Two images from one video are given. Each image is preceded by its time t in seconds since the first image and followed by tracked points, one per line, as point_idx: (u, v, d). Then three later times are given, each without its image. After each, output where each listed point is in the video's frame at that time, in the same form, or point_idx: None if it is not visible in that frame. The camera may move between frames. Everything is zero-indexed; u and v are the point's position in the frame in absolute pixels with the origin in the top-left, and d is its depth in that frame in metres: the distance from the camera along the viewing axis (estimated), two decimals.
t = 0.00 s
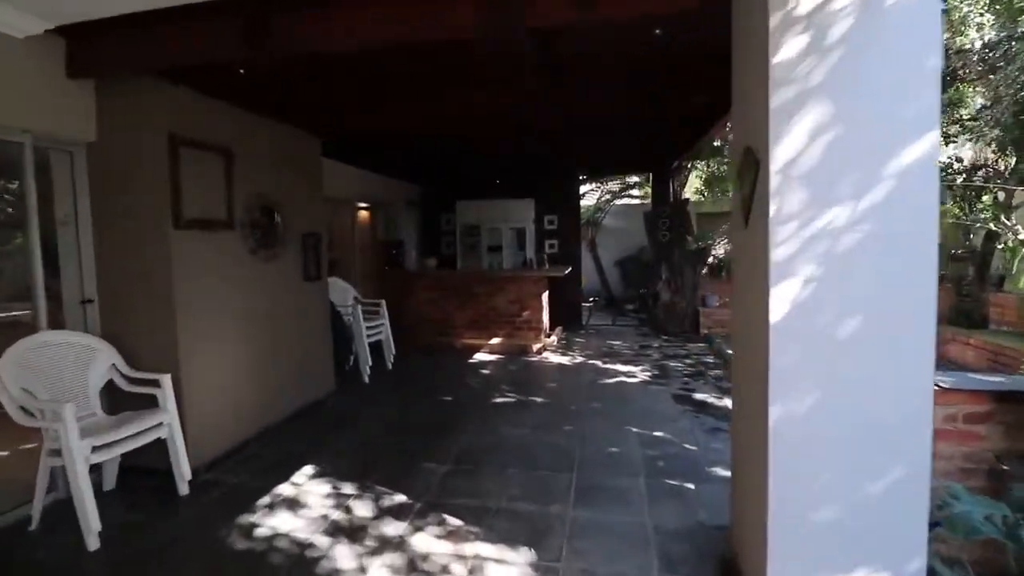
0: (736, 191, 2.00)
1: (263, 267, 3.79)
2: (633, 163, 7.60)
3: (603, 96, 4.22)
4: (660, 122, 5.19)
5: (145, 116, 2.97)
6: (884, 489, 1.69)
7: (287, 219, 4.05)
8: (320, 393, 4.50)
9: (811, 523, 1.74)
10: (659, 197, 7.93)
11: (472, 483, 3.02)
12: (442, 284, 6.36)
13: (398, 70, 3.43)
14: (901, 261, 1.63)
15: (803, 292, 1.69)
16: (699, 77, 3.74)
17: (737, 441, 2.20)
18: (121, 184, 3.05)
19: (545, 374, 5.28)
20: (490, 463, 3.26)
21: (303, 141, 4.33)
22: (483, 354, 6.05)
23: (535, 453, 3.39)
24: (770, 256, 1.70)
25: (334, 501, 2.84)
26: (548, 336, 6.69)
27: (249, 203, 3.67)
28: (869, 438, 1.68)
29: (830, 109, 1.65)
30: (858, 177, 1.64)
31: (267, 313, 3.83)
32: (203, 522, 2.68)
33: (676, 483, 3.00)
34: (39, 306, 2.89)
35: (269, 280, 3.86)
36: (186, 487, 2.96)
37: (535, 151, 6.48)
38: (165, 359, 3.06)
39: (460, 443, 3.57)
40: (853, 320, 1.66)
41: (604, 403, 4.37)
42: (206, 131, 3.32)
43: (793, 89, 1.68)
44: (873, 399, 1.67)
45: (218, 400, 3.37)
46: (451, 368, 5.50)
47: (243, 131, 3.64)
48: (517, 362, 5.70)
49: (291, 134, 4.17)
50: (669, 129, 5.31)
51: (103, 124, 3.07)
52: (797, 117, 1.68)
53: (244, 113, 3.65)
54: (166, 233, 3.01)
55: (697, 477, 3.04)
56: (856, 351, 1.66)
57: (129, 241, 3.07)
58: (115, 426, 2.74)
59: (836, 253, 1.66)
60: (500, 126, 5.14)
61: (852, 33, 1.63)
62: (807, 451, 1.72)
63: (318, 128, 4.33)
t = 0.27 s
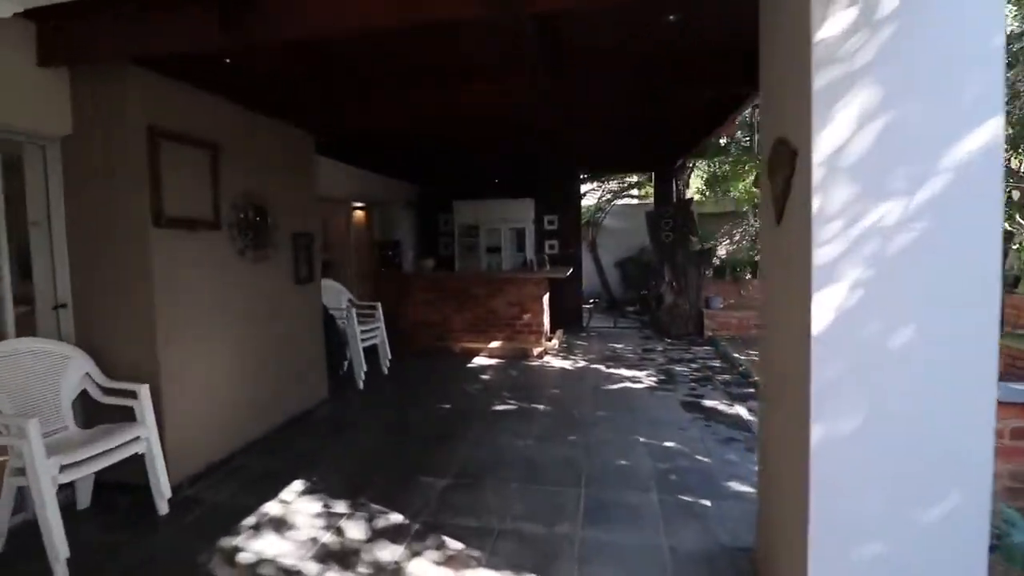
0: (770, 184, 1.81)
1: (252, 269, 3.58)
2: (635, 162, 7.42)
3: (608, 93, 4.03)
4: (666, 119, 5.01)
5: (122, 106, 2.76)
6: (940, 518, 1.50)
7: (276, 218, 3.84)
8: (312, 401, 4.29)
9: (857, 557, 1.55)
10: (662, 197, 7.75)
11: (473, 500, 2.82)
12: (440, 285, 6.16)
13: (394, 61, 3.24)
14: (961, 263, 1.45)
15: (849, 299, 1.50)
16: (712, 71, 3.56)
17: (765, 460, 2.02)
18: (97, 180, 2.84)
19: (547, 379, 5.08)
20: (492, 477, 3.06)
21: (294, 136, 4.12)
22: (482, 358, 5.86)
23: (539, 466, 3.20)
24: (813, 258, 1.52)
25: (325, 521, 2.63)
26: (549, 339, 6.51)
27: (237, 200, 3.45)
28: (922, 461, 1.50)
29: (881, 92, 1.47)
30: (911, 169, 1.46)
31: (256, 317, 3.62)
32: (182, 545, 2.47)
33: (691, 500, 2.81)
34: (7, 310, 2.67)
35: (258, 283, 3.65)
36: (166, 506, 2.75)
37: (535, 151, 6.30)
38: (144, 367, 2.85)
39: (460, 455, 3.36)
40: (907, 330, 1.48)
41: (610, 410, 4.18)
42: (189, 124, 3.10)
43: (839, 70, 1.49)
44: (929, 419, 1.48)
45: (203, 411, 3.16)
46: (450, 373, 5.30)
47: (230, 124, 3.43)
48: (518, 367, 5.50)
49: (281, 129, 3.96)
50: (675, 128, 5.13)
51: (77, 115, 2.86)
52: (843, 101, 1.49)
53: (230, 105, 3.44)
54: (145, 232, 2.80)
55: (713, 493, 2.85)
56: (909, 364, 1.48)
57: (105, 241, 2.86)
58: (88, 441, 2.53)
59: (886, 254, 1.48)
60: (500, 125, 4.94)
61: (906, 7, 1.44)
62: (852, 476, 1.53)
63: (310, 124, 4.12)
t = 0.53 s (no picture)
0: (810, 182, 1.62)
1: (236, 273, 3.36)
2: (636, 162, 7.25)
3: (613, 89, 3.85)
4: (670, 117, 4.84)
5: (90, 96, 2.53)
6: (1010, 557, 1.33)
7: (263, 219, 3.62)
8: (302, 412, 4.06)
9: None
10: (662, 197, 7.58)
11: (473, 522, 2.61)
12: (436, 288, 5.94)
13: (388, 51, 3.03)
14: None
15: (911, 311, 1.31)
16: (723, 64, 3.38)
17: (800, 488, 1.82)
18: (62, 177, 2.61)
19: (549, 386, 4.89)
20: (493, 496, 2.86)
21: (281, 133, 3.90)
22: (480, 363, 5.65)
23: (543, 483, 3.00)
24: (869, 264, 1.32)
25: (313, 549, 2.42)
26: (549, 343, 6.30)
27: (218, 200, 3.23)
28: (990, 494, 1.32)
29: (944, 75, 1.29)
30: (979, 163, 1.29)
31: (239, 325, 3.40)
32: None
33: (708, 521, 2.62)
34: None
35: (242, 288, 3.42)
36: (140, 532, 2.52)
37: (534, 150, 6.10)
38: (115, 381, 2.62)
39: (459, 471, 3.16)
40: (975, 345, 1.30)
41: (616, 420, 3.99)
42: (165, 118, 2.87)
43: (899, 49, 1.30)
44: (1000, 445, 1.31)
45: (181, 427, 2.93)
46: (447, 380, 5.09)
47: (210, 119, 3.20)
48: (517, 373, 5.30)
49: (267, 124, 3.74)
50: (680, 126, 4.96)
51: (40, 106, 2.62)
52: (903, 85, 1.30)
53: (211, 98, 3.21)
54: (116, 235, 2.57)
55: (731, 513, 2.67)
56: (978, 384, 1.30)
57: (72, 243, 2.63)
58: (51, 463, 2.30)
59: (951, 260, 1.30)
60: (499, 123, 4.74)
61: None
62: (911, 513, 1.34)
63: (298, 118, 3.90)
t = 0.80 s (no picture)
0: (855, 173, 1.45)
1: (223, 275, 3.18)
2: (637, 161, 7.08)
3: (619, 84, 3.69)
4: (675, 115, 4.68)
5: (59, 85, 2.34)
6: None
7: (250, 219, 3.43)
8: (293, 420, 3.87)
9: None
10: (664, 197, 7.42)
11: (475, 541, 2.44)
12: (433, 290, 5.76)
13: (388, 49, 2.94)
14: None
15: (979, 319, 1.16)
16: (735, 58, 3.22)
17: (835, 514, 1.65)
18: (30, 173, 2.42)
19: (550, 391, 4.71)
20: (496, 512, 2.69)
21: (270, 127, 3.72)
22: (479, 367, 5.47)
23: (549, 498, 2.83)
24: (932, 267, 1.15)
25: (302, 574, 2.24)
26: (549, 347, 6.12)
27: (202, 198, 3.03)
28: None
29: (1018, 52, 1.14)
30: None
31: (227, 329, 3.22)
32: None
33: (726, 539, 2.45)
34: None
35: (230, 290, 3.24)
36: (115, 556, 2.33)
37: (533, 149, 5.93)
38: (89, 392, 2.42)
39: (459, 486, 2.97)
40: None
41: (622, 429, 3.81)
42: (143, 111, 2.68)
43: (968, 20, 1.13)
44: None
45: (163, 439, 2.74)
46: (445, 386, 4.91)
47: (193, 112, 3.00)
48: (518, 378, 5.13)
49: (255, 119, 3.56)
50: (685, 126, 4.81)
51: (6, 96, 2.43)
52: (973, 62, 1.14)
53: (194, 90, 3.01)
54: (89, 234, 2.38)
55: (749, 531, 2.51)
56: None
57: (41, 244, 2.43)
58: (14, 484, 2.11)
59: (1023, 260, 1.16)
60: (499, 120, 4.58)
61: None
62: (976, 545, 1.19)
63: (289, 113, 3.73)
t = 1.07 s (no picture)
0: (908, 160, 1.28)
1: (206, 276, 3.00)
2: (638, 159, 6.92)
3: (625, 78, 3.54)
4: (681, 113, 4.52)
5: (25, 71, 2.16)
6: None
7: (237, 217, 3.25)
8: (282, 428, 3.68)
9: None
10: (666, 196, 7.26)
11: (475, 561, 2.27)
12: (430, 292, 5.58)
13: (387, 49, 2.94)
14: None
15: None
16: (748, 49, 3.06)
17: (875, 541, 1.48)
18: None
19: (551, 396, 4.54)
20: (498, 528, 2.52)
21: (258, 119, 3.54)
22: (476, 371, 5.30)
23: (554, 512, 2.66)
24: (1010, 266, 0.99)
25: None
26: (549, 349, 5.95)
27: (183, 194, 2.85)
28: None
29: None
30: None
31: (211, 333, 3.03)
32: None
33: (743, 558, 2.29)
34: None
35: (214, 292, 3.06)
36: None
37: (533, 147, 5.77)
38: (58, 404, 2.24)
39: (458, 501, 2.80)
40: None
41: (628, 436, 3.65)
42: (118, 101, 2.48)
43: None
44: None
45: (140, 453, 2.55)
46: (442, 391, 4.73)
47: (172, 103, 2.81)
48: (517, 382, 4.95)
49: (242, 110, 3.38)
50: (691, 124, 4.65)
51: None
52: None
53: (174, 80, 2.82)
54: (56, 233, 2.19)
55: (768, 549, 2.35)
56: None
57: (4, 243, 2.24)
58: None
59: None
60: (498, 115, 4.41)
61: None
62: None
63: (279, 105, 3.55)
